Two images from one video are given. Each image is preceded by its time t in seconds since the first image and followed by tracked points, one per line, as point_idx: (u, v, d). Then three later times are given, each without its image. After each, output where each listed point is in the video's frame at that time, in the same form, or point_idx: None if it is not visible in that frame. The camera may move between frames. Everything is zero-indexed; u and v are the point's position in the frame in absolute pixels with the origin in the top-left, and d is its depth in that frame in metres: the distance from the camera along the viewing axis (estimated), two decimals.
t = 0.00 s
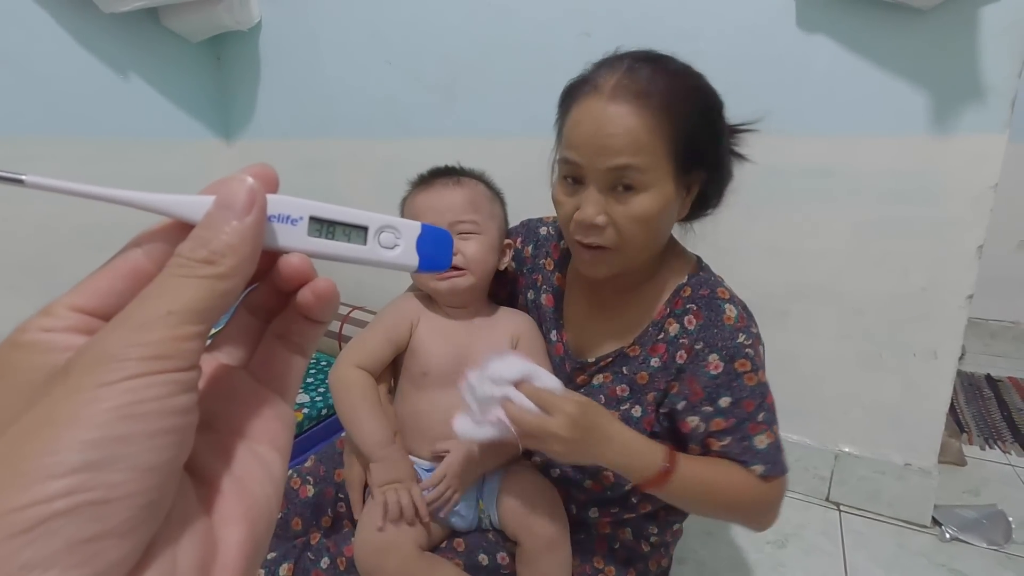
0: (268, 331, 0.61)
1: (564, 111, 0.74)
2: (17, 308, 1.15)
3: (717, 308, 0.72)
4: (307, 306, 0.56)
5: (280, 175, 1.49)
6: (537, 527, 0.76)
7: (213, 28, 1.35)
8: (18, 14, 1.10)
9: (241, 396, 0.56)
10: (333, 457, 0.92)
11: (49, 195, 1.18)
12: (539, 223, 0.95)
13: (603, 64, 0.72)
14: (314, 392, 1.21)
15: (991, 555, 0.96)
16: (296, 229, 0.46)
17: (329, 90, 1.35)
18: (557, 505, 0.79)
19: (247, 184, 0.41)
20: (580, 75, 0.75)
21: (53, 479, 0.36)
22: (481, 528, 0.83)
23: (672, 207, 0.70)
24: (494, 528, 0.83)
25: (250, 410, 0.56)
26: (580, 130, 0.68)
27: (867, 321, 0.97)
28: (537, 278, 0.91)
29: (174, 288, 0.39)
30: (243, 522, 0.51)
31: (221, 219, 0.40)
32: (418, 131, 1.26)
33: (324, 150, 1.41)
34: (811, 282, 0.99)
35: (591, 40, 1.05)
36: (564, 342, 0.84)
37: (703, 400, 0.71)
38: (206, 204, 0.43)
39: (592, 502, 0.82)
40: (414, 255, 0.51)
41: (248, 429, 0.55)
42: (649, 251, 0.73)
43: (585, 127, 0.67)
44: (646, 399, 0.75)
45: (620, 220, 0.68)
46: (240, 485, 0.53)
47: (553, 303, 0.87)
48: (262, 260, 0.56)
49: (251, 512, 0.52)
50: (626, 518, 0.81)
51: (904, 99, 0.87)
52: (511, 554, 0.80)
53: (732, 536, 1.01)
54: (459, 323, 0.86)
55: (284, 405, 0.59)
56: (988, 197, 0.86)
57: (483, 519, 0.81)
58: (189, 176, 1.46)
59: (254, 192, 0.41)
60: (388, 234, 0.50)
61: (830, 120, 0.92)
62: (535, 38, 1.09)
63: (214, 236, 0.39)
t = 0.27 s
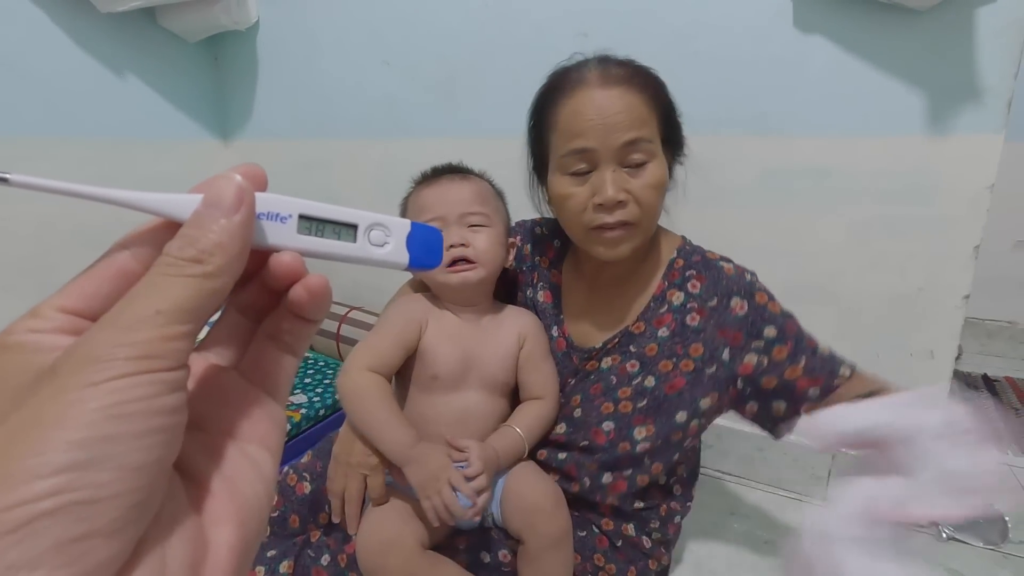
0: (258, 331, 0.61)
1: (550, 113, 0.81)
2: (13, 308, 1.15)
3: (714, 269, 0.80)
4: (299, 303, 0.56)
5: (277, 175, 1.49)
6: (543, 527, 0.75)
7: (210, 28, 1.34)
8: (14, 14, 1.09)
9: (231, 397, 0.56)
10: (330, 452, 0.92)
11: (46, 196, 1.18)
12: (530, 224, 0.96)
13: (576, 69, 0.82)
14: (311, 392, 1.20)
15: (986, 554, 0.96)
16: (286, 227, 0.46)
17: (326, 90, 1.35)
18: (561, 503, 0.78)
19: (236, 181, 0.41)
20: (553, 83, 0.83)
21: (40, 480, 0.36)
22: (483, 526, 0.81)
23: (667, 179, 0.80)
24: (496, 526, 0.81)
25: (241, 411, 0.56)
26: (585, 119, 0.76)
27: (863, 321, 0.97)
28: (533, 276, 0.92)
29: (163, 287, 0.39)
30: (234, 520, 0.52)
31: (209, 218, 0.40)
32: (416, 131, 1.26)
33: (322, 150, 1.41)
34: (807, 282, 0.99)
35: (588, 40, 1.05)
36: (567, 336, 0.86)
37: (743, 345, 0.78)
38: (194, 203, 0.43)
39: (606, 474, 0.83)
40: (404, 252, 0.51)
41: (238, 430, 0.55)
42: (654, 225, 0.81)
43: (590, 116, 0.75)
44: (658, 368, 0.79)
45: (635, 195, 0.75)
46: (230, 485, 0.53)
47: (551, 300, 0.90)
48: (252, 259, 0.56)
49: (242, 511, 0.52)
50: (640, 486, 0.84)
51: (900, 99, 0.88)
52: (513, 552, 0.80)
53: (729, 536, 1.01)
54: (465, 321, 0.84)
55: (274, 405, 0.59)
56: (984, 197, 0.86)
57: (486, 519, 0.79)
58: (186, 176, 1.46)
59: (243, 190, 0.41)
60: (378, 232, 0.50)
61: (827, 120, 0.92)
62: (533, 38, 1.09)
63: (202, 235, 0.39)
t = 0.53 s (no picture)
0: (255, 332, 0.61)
1: (564, 109, 0.82)
2: (12, 310, 1.15)
3: (699, 236, 0.82)
4: (296, 303, 0.56)
5: (277, 177, 1.49)
6: (553, 529, 0.75)
7: (210, 30, 1.35)
8: (14, 16, 1.10)
9: (227, 399, 0.56)
10: (332, 452, 0.90)
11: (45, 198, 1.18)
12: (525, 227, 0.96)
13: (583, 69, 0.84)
14: (311, 395, 1.20)
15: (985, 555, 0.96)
16: (281, 227, 0.46)
17: (326, 91, 1.36)
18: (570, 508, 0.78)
19: (231, 181, 0.41)
20: (556, 83, 0.84)
21: (33, 482, 0.36)
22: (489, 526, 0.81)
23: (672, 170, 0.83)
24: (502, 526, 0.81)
25: (236, 412, 0.56)
26: (610, 110, 0.77)
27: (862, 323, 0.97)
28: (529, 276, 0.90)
29: (158, 288, 0.39)
30: (231, 522, 0.52)
31: (205, 218, 0.40)
32: (415, 133, 1.26)
33: (321, 152, 1.41)
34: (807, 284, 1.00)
35: (587, 42, 1.05)
36: (572, 333, 0.86)
37: (742, 284, 0.76)
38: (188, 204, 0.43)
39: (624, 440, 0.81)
40: (401, 252, 0.51)
41: (234, 432, 0.55)
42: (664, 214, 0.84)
43: (615, 107, 0.77)
44: (668, 335, 0.79)
45: (661, 184, 0.77)
46: (226, 486, 0.53)
47: (552, 298, 0.88)
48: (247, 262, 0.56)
49: (238, 513, 0.52)
50: (661, 442, 0.81)
51: (898, 101, 0.88)
52: (519, 552, 0.80)
53: (728, 538, 1.01)
54: (487, 319, 0.83)
55: (271, 407, 0.59)
56: (982, 199, 0.86)
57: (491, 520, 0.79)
58: (186, 178, 1.46)
59: (239, 190, 0.41)
60: (375, 231, 0.50)
61: (825, 121, 0.93)
62: (532, 40, 1.10)
63: (196, 236, 0.39)
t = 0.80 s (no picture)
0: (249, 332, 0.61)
1: (571, 103, 0.82)
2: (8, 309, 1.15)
3: (685, 222, 0.86)
4: (291, 300, 0.55)
5: (275, 177, 1.49)
6: (559, 530, 0.76)
7: (208, 30, 1.34)
8: (12, 17, 1.09)
9: (219, 399, 0.56)
10: (330, 449, 0.89)
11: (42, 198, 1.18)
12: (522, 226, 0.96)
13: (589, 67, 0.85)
14: (309, 394, 1.20)
15: (982, 555, 0.96)
16: (274, 225, 0.46)
17: (325, 91, 1.35)
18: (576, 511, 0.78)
19: (224, 180, 0.41)
20: (563, 80, 0.85)
21: (23, 482, 0.36)
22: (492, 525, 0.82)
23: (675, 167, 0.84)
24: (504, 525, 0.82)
25: (228, 413, 0.56)
26: (620, 103, 0.78)
27: (860, 323, 0.98)
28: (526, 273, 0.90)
29: (150, 288, 0.39)
30: (223, 523, 0.52)
31: (197, 216, 0.40)
32: (414, 134, 1.26)
33: (320, 152, 1.41)
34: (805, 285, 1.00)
35: (586, 43, 1.05)
36: (571, 325, 0.85)
37: (732, 258, 0.80)
38: (181, 203, 0.43)
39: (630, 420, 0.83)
40: (394, 249, 0.51)
41: (226, 432, 0.55)
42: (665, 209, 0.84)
43: (624, 100, 0.78)
44: (666, 316, 0.82)
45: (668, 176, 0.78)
46: (218, 487, 0.53)
47: (549, 292, 0.88)
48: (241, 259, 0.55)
49: (231, 513, 0.52)
50: (666, 416, 0.84)
51: (895, 103, 0.88)
52: (521, 551, 0.80)
53: (725, 538, 1.01)
54: (497, 313, 0.84)
55: (263, 408, 0.59)
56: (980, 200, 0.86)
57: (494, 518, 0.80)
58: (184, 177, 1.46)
59: (231, 189, 0.41)
60: (367, 228, 0.50)
61: (823, 123, 0.93)
62: (530, 41, 1.10)
63: (187, 236, 0.39)
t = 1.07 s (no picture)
0: (253, 332, 0.61)
1: (570, 102, 0.83)
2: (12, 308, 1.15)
3: (682, 218, 0.86)
4: (298, 297, 0.56)
5: (277, 176, 1.49)
6: (564, 527, 0.76)
7: (210, 29, 1.35)
8: (15, 16, 1.10)
9: (225, 396, 0.56)
10: (331, 446, 0.91)
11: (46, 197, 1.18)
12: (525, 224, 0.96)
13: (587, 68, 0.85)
14: (311, 393, 1.20)
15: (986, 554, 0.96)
16: (280, 223, 0.46)
17: (326, 91, 1.36)
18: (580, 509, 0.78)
19: (230, 180, 0.41)
20: (562, 80, 0.85)
21: (35, 476, 0.36)
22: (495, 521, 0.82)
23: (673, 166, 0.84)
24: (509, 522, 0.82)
25: (234, 410, 0.56)
26: (617, 101, 0.78)
27: (861, 323, 0.98)
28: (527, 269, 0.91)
29: (160, 285, 0.39)
30: (230, 517, 0.52)
31: (205, 216, 0.39)
32: (415, 133, 1.26)
33: (322, 151, 1.41)
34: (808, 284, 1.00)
35: (588, 42, 1.05)
36: (570, 319, 0.86)
37: (730, 252, 0.80)
38: (189, 203, 0.43)
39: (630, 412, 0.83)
40: (398, 246, 0.51)
41: (232, 429, 0.55)
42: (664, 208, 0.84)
43: (622, 99, 0.78)
44: (665, 308, 0.82)
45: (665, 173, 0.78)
46: (225, 482, 0.53)
47: (549, 288, 0.89)
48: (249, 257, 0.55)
49: (237, 508, 0.52)
50: (667, 409, 0.83)
51: (898, 103, 0.88)
52: (525, 548, 0.80)
53: (727, 538, 1.01)
54: (501, 312, 0.85)
55: (268, 405, 0.59)
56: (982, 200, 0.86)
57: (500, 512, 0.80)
58: (187, 176, 1.46)
59: (238, 190, 0.40)
60: (372, 226, 0.50)
61: (825, 122, 0.93)
62: (532, 41, 1.10)
63: (195, 234, 0.39)
